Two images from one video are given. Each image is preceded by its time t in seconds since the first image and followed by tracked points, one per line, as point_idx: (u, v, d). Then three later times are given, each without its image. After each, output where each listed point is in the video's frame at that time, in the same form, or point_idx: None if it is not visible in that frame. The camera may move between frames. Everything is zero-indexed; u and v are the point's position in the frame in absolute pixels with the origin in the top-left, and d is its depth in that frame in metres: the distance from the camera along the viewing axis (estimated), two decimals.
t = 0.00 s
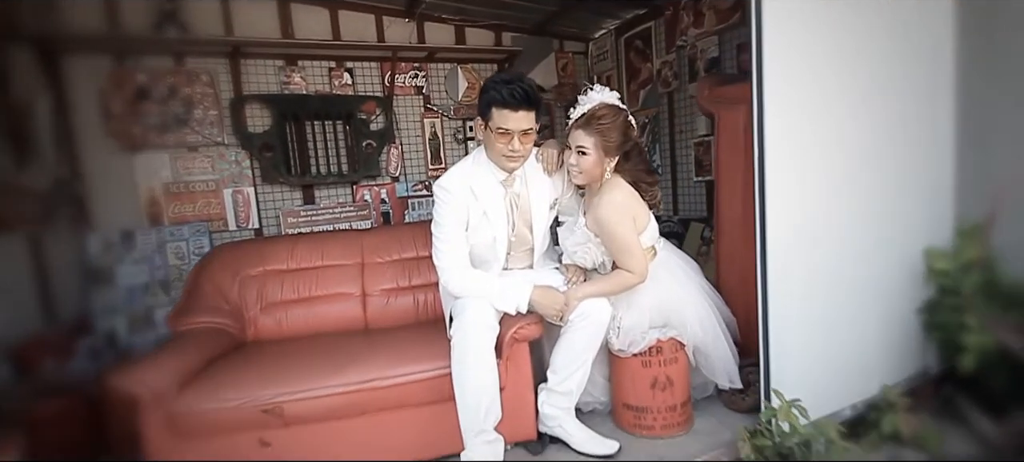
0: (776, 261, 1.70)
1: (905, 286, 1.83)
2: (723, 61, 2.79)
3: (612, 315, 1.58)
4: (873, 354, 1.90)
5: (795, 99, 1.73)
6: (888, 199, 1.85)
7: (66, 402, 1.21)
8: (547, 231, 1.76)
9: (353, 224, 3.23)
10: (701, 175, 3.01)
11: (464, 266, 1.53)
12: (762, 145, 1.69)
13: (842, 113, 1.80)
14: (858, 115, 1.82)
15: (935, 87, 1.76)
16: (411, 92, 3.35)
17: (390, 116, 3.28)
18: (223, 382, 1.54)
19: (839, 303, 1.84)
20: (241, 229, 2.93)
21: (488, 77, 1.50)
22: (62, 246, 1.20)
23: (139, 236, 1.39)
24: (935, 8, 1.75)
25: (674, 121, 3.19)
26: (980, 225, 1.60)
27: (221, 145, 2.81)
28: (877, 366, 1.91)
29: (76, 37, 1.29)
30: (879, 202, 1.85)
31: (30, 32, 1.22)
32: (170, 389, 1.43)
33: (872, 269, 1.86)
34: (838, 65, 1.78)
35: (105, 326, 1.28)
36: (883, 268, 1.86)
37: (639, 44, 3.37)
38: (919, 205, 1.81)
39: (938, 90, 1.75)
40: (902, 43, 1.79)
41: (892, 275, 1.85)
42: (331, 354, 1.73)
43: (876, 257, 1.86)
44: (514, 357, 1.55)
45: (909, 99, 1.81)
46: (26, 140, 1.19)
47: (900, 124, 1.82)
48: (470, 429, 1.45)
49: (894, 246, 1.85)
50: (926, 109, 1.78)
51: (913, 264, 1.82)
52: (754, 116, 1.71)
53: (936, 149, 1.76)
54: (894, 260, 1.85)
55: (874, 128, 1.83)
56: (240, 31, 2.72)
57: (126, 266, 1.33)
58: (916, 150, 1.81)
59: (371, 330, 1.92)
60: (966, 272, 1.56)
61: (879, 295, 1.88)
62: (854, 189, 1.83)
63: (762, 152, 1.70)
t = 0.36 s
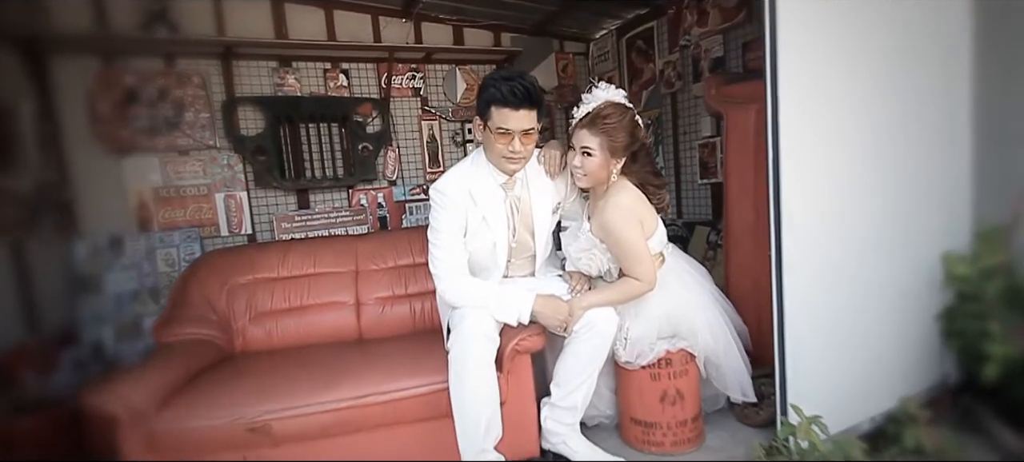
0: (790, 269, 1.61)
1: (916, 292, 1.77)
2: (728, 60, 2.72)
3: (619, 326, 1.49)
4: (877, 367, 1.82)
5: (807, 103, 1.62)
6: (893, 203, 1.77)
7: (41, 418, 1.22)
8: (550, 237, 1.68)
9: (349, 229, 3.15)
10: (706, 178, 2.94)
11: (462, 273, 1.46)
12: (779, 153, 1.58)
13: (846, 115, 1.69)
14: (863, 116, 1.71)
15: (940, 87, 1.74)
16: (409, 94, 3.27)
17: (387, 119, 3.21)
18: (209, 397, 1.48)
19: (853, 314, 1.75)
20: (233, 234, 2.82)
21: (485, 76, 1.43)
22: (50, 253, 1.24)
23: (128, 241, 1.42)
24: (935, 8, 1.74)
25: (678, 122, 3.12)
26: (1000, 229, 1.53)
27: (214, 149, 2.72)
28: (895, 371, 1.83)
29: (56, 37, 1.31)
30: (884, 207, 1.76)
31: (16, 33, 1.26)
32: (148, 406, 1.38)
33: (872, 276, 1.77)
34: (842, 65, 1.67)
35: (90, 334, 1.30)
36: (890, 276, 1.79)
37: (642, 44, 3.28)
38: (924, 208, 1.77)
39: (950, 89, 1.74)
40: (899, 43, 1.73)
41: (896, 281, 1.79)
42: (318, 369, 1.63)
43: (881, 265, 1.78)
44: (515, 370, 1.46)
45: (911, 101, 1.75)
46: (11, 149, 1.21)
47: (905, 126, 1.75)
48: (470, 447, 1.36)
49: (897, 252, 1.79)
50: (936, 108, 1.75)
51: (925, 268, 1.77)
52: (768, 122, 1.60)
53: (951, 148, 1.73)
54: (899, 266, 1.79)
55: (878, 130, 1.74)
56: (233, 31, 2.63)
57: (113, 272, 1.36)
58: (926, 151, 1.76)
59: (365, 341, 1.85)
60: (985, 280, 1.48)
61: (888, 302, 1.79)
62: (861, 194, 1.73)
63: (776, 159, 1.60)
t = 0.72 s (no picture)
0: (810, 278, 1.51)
1: (921, 298, 1.69)
2: (735, 59, 2.63)
3: (628, 335, 1.42)
4: (881, 382, 1.67)
5: (819, 100, 1.51)
6: (897, 209, 1.65)
7: (23, 432, 1.21)
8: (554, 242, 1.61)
9: (346, 234, 3.07)
10: (712, 180, 2.85)
11: (462, 282, 1.38)
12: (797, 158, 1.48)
13: (846, 118, 1.56)
14: (862, 119, 1.59)
15: (943, 87, 1.67)
16: (407, 95, 3.18)
17: (384, 121, 3.12)
18: (193, 412, 1.45)
19: (867, 329, 1.62)
20: (226, 240, 2.73)
21: (486, 73, 1.37)
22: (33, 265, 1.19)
23: (118, 249, 1.32)
24: (934, 8, 1.66)
25: (682, 123, 3.03)
26: None
27: (207, 152, 2.55)
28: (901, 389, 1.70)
29: (42, 37, 1.26)
30: (886, 215, 1.63)
31: (6, 34, 1.22)
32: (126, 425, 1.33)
33: (870, 289, 1.62)
34: (842, 66, 1.55)
35: (76, 344, 1.25)
36: (901, 287, 1.67)
37: (644, 43, 3.21)
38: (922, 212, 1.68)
39: (967, 87, 1.68)
40: (893, 43, 1.62)
41: (897, 293, 1.66)
42: (308, 386, 1.55)
43: (887, 276, 1.65)
44: (516, 384, 1.38)
45: (909, 102, 1.64)
46: None
47: (905, 128, 1.64)
48: None
49: (897, 263, 1.66)
50: (941, 107, 1.67)
51: (925, 273, 1.69)
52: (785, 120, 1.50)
53: (965, 148, 1.68)
54: (902, 277, 1.66)
55: (879, 133, 1.61)
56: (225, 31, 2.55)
57: (102, 281, 1.28)
58: (927, 153, 1.67)
59: (359, 351, 1.79)
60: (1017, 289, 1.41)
61: (890, 312, 1.66)
62: (865, 202, 1.60)
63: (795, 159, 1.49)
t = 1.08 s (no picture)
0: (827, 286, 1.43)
1: (925, 305, 1.58)
2: (740, 57, 2.53)
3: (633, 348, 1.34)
4: (877, 382, 1.55)
5: (836, 104, 1.43)
6: (898, 212, 1.54)
7: None
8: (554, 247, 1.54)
9: (337, 237, 2.96)
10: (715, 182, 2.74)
11: (456, 292, 1.30)
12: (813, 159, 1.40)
13: (844, 117, 1.45)
14: (861, 119, 1.48)
15: (967, 84, 1.57)
16: (401, 95, 3.07)
17: (378, 121, 3.02)
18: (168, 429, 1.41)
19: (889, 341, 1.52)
20: (213, 243, 2.53)
21: (482, 64, 1.34)
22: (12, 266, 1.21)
23: (99, 253, 1.27)
24: (934, 8, 1.55)
25: (685, 124, 2.93)
26: None
27: (192, 153, 2.33)
28: (899, 389, 1.57)
29: (30, 35, 1.26)
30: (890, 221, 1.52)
31: None
32: (95, 445, 1.29)
33: (871, 300, 1.53)
34: (842, 66, 1.44)
35: (54, 351, 1.24)
36: (922, 295, 1.57)
37: (647, 42, 3.12)
38: (926, 216, 1.56)
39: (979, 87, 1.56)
40: (893, 42, 1.52)
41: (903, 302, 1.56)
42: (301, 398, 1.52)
43: (895, 282, 1.55)
44: (515, 402, 1.29)
45: (911, 103, 1.54)
46: None
47: (908, 129, 1.54)
48: None
49: (899, 273, 1.55)
50: (946, 108, 1.56)
51: (932, 283, 1.58)
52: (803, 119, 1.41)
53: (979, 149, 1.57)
54: (910, 283, 1.56)
55: (899, 133, 1.53)
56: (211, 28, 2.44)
57: (82, 287, 1.26)
58: (933, 155, 1.56)
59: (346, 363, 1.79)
60: None
61: (893, 316, 1.55)
62: (866, 205, 1.49)
63: (814, 165, 1.41)
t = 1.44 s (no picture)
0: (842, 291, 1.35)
1: (932, 309, 1.47)
2: (741, 55, 2.47)
3: (636, 359, 1.29)
4: (874, 380, 1.40)
5: (853, 106, 1.35)
6: (898, 212, 1.42)
7: None
8: (549, 252, 1.48)
9: (325, 238, 2.86)
10: (715, 182, 2.67)
11: (444, 300, 1.25)
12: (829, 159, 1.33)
13: (850, 121, 1.35)
14: (859, 120, 1.36)
15: (973, 85, 1.54)
16: (392, 92, 2.98)
17: (368, 118, 2.93)
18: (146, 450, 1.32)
19: (910, 351, 1.44)
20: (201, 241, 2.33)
21: (472, 55, 1.29)
22: None
23: (73, 254, 1.20)
24: (935, 8, 1.47)
25: (683, 123, 2.84)
26: None
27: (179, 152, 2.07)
28: (912, 393, 1.44)
29: (8, 31, 1.22)
30: (891, 222, 1.40)
31: None
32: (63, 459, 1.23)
33: (874, 308, 1.39)
34: (848, 67, 1.34)
35: (24, 362, 1.19)
36: (945, 302, 1.49)
37: (644, 40, 3.02)
38: (927, 219, 1.46)
39: (982, 87, 1.54)
40: (893, 42, 1.41)
41: (906, 309, 1.44)
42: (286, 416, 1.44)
43: (924, 288, 1.47)
44: (507, 416, 1.22)
45: (911, 102, 1.44)
46: None
47: (909, 129, 1.44)
48: None
49: (900, 280, 1.43)
50: (944, 110, 1.49)
51: (932, 292, 1.47)
52: (816, 115, 1.34)
53: (986, 154, 1.55)
54: (910, 287, 1.44)
55: (923, 131, 1.46)
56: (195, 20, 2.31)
57: (56, 291, 1.19)
58: (931, 157, 1.47)
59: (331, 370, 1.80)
60: None
61: (906, 321, 1.43)
62: (889, 207, 1.40)
63: (827, 170, 1.34)
